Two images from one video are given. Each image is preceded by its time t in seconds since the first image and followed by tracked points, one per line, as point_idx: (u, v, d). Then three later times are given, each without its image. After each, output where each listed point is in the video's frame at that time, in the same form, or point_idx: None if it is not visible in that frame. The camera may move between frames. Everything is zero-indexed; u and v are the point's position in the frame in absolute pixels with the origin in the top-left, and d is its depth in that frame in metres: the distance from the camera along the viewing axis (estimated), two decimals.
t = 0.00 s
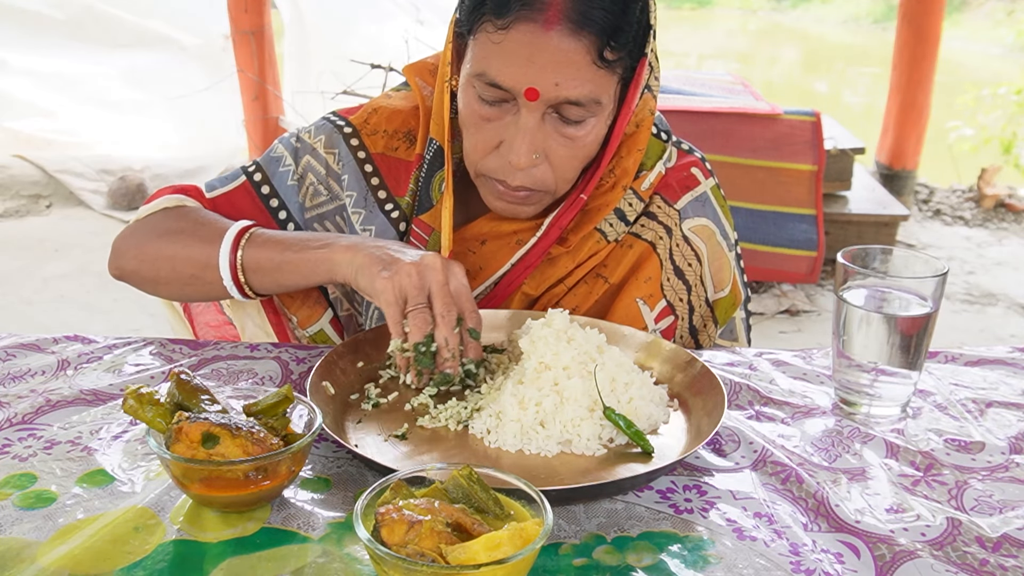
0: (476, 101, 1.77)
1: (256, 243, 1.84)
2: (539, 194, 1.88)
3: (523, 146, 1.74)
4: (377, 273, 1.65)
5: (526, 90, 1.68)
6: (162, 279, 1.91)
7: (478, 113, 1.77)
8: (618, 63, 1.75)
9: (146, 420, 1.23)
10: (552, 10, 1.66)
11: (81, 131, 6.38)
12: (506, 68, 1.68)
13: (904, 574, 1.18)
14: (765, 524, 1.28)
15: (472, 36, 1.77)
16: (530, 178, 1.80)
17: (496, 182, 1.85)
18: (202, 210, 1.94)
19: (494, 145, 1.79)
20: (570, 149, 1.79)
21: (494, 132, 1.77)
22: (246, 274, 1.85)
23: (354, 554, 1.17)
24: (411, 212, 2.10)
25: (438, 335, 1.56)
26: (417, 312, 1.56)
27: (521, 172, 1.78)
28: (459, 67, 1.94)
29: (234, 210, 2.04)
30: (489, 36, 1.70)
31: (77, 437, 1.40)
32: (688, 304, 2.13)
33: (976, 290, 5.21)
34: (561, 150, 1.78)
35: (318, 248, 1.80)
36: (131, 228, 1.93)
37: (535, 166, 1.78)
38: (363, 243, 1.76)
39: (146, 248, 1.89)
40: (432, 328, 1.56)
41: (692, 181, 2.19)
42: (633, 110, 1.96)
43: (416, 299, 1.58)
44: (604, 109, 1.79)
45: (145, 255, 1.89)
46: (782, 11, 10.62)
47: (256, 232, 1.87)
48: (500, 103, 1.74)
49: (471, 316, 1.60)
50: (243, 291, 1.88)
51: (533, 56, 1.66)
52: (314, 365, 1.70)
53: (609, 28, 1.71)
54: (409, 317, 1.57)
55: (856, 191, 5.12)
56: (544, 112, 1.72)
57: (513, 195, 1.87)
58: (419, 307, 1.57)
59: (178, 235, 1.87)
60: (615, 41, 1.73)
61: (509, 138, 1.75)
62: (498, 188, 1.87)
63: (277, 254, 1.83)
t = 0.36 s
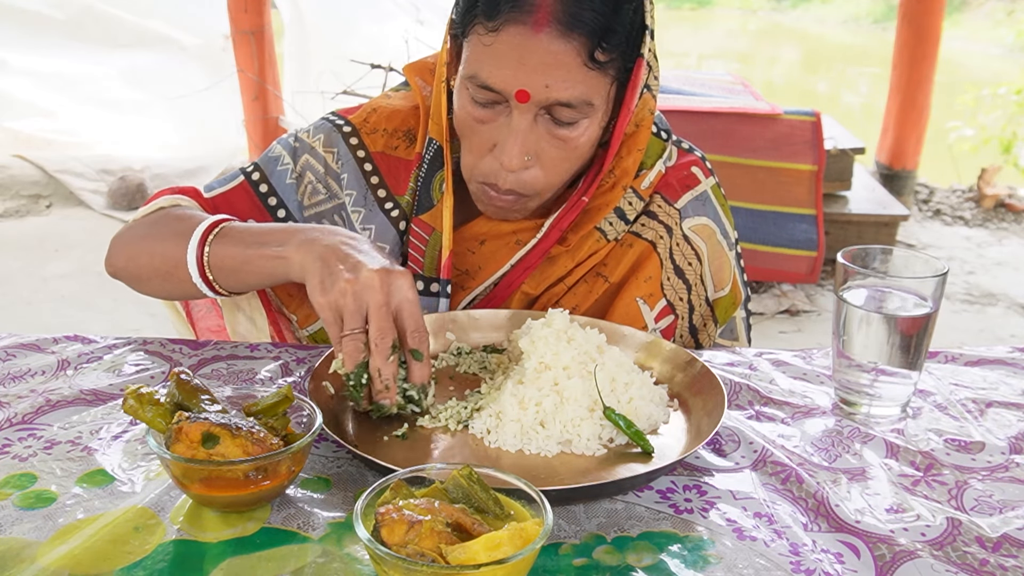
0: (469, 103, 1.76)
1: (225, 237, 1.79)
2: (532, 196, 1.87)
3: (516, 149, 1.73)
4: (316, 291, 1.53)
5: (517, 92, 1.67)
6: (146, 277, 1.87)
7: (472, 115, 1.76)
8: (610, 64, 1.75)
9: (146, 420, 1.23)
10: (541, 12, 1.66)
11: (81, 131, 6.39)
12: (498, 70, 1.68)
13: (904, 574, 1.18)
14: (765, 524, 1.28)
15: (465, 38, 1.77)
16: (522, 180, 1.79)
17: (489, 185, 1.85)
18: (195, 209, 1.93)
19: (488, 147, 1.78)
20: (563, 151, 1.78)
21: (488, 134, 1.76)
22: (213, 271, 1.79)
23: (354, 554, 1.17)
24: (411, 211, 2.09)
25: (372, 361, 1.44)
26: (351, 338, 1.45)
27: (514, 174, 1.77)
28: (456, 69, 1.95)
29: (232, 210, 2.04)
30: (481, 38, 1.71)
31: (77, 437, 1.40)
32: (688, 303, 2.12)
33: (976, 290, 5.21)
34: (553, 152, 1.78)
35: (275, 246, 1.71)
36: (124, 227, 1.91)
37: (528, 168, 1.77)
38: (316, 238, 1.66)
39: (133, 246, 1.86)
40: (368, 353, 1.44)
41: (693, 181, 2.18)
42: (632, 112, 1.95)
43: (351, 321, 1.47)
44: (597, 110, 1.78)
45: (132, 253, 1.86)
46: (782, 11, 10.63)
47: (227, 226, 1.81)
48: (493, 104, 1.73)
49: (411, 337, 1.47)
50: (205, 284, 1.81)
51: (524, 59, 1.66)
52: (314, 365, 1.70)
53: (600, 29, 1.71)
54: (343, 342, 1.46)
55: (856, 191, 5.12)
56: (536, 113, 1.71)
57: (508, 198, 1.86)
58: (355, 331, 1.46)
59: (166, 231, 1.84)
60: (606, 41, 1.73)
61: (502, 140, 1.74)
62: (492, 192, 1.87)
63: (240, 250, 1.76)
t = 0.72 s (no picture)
0: (468, 112, 1.76)
1: (246, 241, 1.81)
2: (533, 206, 1.86)
3: (517, 157, 1.73)
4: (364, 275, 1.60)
5: (517, 99, 1.67)
6: (152, 280, 1.88)
7: (470, 124, 1.76)
8: (610, 69, 1.75)
9: (146, 420, 1.23)
10: (540, 18, 1.65)
11: (81, 131, 6.39)
12: (497, 77, 1.67)
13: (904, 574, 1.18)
14: (765, 524, 1.28)
15: (461, 47, 1.76)
16: (524, 190, 1.79)
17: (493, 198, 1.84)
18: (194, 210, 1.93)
19: (488, 156, 1.77)
20: (564, 158, 1.78)
21: (487, 143, 1.76)
22: (235, 273, 1.82)
23: (354, 554, 1.17)
24: (403, 217, 2.09)
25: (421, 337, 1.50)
26: (401, 315, 1.51)
27: (515, 183, 1.76)
28: (451, 76, 1.92)
29: (227, 211, 2.05)
30: (478, 46, 1.69)
31: (77, 437, 1.40)
32: (688, 306, 2.13)
33: (976, 290, 5.21)
34: (554, 159, 1.77)
35: (306, 247, 1.76)
36: (122, 227, 1.92)
37: (529, 176, 1.76)
38: (351, 240, 1.72)
39: (137, 250, 1.87)
40: (417, 330, 1.50)
41: (690, 183, 2.18)
42: (628, 116, 1.94)
43: (400, 301, 1.53)
44: (597, 116, 1.78)
45: (135, 256, 1.87)
46: (782, 10, 10.64)
47: (245, 230, 1.84)
48: (492, 112, 1.73)
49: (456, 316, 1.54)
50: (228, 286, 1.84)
51: (523, 66, 1.65)
52: (314, 365, 1.70)
53: (599, 34, 1.70)
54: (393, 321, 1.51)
55: (856, 191, 5.12)
56: (536, 121, 1.71)
57: (509, 208, 1.85)
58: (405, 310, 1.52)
59: (170, 235, 1.85)
60: (605, 46, 1.73)
61: (502, 149, 1.74)
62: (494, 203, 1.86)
63: (265, 252, 1.79)
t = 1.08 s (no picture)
0: (465, 122, 1.75)
1: (234, 250, 1.79)
2: (532, 213, 1.87)
3: (516, 168, 1.73)
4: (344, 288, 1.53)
5: (516, 111, 1.66)
6: (146, 291, 1.87)
7: (468, 134, 1.75)
8: (609, 79, 1.74)
9: (146, 420, 1.23)
10: (539, 29, 1.64)
11: (81, 131, 6.39)
12: (495, 89, 1.66)
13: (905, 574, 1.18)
14: (765, 524, 1.28)
15: (458, 57, 1.75)
16: (523, 200, 1.79)
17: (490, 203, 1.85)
18: (187, 217, 1.93)
19: (487, 166, 1.77)
20: (563, 168, 1.78)
21: (485, 153, 1.76)
22: (224, 283, 1.80)
23: (354, 554, 1.17)
24: (400, 224, 2.09)
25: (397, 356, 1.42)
26: (377, 330, 1.44)
27: (514, 194, 1.77)
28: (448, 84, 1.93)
29: (222, 217, 2.03)
30: (476, 57, 1.68)
31: (77, 438, 1.40)
32: (689, 312, 2.13)
33: (976, 290, 5.21)
34: (553, 169, 1.77)
35: (292, 256, 1.72)
36: (117, 238, 1.93)
37: (528, 186, 1.77)
38: (337, 248, 1.67)
39: (130, 259, 1.86)
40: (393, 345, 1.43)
41: (689, 187, 2.18)
42: (628, 123, 1.95)
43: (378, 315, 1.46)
44: (596, 126, 1.77)
45: (129, 265, 1.87)
46: (782, 10, 10.64)
47: (234, 239, 1.81)
48: (490, 123, 1.72)
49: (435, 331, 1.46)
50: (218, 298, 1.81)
51: (522, 78, 1.64)
52: (314, 365, 1.70)
53: (598, 45, 1.70)
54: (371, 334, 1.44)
55: (856, 191, 5.12)
56: (535, 131, 1.70)
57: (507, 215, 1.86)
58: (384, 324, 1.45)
59: (165, 238, 1.86)
60: (604, 57, 1.72)
61: (500, 159, 1.74)
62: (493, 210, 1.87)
63: (253, 262, 1.76)
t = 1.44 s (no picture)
0: (460, 131, 1.73)
1: (223, 256, 1.77)
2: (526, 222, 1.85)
3: (511, 179, 1.70)
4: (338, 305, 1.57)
5: (511, 123, 1.63)
6: (141, 295, 1.88)
7: (463, 143, 1.73)
8: (606, 91, 1.71)
9: (146, 420, 1.23)
10: (536, 40, 1.62)
11: (81, 131, 6.39)
12: (491, 100, 1.63)
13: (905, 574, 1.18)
14: (765, 524, 1.28)
15: (454, 65, 1.72)
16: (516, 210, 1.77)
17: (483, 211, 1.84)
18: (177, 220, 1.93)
19: (481, 175, 1.75)
20: (558, 179, 1.76)
21: (479, 162, 1.73)
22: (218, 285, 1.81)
23: (354, 554, 1.17)
24: (394, 231, 2.08)
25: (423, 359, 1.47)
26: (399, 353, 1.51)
27: (508, 205, 1.74)
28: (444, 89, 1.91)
29: (214, 221, 2.03)
30: (472, 67, 1.66)
31: (77, 438, 1.40)
32: (691, 318, 2.11)
33: (976, 290, 5.21)
34: (549, 180, 1.75)
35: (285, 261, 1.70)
36: (108, 242, 1.92)
37: (522, 197, 1.74)
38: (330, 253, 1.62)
39: (122, 266, 1.87)
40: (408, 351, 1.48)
41: (688, 191, 2.18)
42: (626, 133, 1.94)
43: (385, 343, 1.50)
44: (592, 138, 1.75)
45: (122, 270, 1.87)
46: (782, 11, 10.63)
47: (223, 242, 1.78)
48: (485, 133, 1.70)
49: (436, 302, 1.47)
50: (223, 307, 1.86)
51: (518, 89, 1.62)
52: (314, 365, 1.70)
53: (596, 57, 1.67)
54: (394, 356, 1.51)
55: (856, 190, 5.12)
56: (531, 143, 1.68)
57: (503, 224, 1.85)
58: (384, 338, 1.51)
59: (152, 248, 1.84)
60: (602, 69, 1.69)
61: (495, 168, 1.72)
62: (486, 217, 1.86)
63: (246, 276, 1.76)
